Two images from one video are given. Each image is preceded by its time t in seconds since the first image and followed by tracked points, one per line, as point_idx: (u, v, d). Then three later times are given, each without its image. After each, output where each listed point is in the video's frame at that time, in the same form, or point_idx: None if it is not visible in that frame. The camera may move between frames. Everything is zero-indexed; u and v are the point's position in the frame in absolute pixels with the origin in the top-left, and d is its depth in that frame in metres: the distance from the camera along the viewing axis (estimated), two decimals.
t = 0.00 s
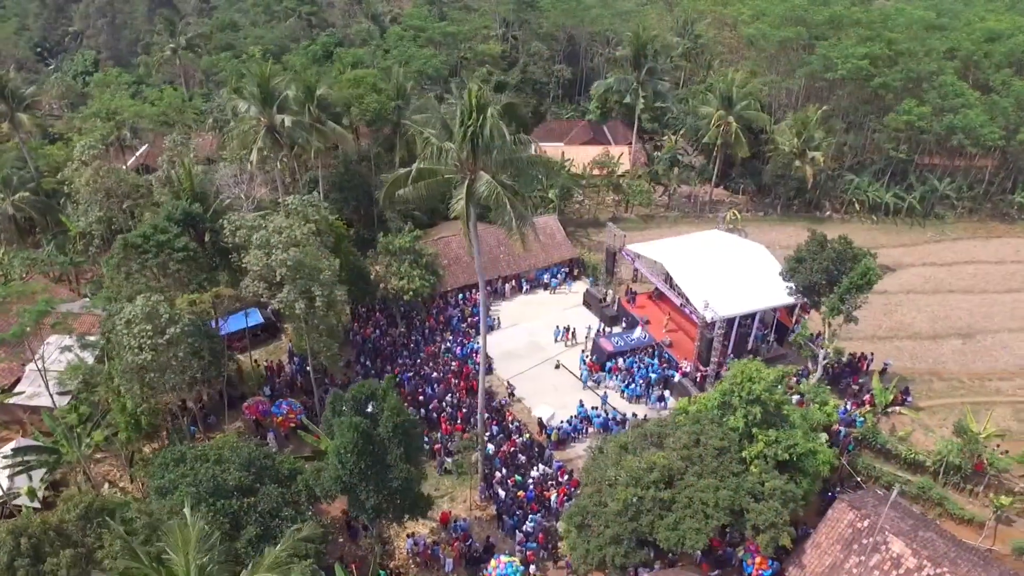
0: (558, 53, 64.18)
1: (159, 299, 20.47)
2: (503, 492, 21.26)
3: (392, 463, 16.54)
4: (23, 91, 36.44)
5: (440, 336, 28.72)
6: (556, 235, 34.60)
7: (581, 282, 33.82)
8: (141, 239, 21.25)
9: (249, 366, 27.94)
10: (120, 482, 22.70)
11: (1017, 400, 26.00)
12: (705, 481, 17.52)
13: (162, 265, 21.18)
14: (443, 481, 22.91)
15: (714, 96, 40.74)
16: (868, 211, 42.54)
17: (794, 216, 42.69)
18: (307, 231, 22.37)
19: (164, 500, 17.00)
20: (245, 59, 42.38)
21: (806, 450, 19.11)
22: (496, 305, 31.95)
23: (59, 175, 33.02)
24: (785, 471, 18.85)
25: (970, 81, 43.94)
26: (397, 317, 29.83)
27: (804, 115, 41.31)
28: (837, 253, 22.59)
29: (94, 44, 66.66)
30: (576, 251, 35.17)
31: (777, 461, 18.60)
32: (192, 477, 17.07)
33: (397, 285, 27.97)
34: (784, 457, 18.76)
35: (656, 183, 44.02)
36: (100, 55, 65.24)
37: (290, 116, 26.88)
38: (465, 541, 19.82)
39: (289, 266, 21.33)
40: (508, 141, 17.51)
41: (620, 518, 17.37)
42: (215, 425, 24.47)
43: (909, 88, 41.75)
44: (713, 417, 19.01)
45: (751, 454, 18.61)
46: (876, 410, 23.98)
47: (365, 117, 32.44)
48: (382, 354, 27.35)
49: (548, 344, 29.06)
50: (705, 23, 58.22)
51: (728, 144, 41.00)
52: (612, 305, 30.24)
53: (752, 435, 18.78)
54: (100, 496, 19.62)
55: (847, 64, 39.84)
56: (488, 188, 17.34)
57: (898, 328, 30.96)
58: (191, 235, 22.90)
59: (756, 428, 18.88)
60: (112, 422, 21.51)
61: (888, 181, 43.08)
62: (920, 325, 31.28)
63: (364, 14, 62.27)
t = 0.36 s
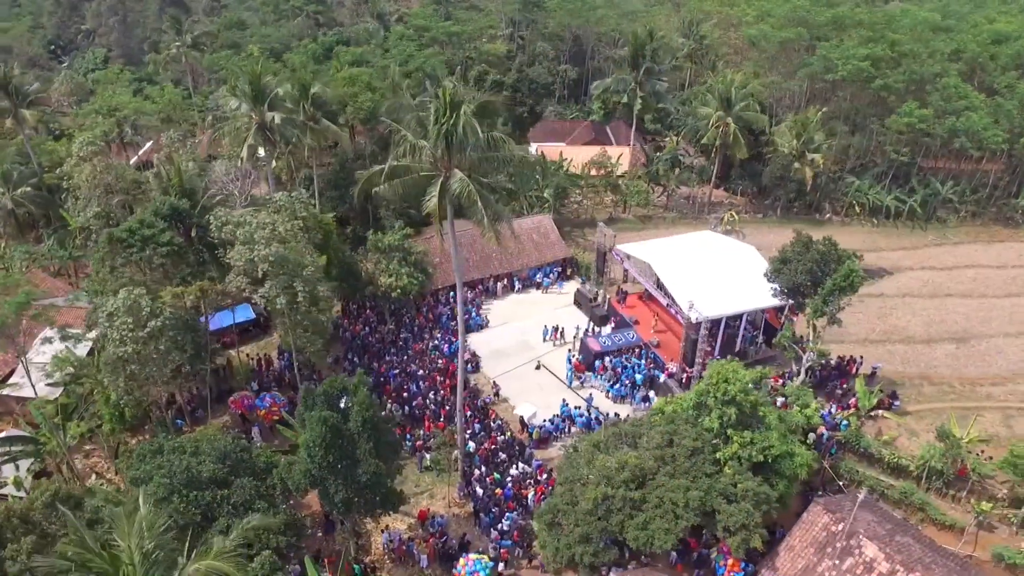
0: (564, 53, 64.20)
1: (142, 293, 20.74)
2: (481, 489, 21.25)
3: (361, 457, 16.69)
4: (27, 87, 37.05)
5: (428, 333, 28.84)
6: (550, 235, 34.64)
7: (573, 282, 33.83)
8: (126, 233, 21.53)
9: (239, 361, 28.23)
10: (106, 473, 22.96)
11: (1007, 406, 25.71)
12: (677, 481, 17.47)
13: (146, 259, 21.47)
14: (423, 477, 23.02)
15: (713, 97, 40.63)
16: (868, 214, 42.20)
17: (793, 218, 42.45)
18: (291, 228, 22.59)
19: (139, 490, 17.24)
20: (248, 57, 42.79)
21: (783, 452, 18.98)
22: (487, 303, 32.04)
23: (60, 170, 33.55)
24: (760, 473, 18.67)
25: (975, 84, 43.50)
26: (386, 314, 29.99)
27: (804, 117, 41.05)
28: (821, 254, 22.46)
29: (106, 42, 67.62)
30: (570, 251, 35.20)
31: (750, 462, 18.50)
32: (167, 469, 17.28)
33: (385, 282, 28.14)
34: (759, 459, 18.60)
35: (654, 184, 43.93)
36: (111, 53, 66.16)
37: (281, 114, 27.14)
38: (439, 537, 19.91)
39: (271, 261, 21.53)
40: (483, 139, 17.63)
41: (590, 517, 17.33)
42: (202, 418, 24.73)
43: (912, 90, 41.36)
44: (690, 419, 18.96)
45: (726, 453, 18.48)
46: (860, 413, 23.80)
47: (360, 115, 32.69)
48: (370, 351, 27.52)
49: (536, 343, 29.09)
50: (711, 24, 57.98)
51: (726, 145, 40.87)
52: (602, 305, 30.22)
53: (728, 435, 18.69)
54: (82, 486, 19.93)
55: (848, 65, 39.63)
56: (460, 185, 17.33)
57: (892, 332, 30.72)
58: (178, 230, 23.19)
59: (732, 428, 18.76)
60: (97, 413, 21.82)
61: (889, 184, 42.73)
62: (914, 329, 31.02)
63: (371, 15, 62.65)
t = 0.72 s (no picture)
0: (569, 54, 64.13)
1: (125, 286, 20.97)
2: (458, 487, 21.28)
3: (329, 452, 16.80)
4: (31, 84, 37.58)
5: (416, 331, 28.93)
6: (543, 235, 34.62)
7: (565, 282, 33.83)
8: (111, 228, 21.79)
9: (228, 356, 28.48)
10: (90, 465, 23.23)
11: (995, 412, 25.43)
12: (646, 481, 17.39)
13: (130, 253, 21.71)
14: (403, 474, 23.10)
15: (711, 98, 40.46)
16: (868, 218, 41.85)
17: (792, 220, 42.21)
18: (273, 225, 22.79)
19: (114, 481, 17.45)
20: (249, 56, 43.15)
21: (756, 454, 18.88)
22: (478, 302, 32.09)
23: (59, 165, 33.96)
24: (733, 474, 18.56)
25: (979, 87, 43.00)
26: (376, 311, 30.11)
27: (803, 119, 40.73)
28: (804, 256, 22.25)
29: (118, 40, 68.42)
30: (562, 251, 35.19)
31: (724, 464, 18.38)
32: (140, 460, 17.48)
33: (373, 279, 28.30)
34: (732, 461, 18.47)
35: (653, 185, 43.81)
36: (122, 50, 66.91)
37: (271, 111, 27.34)
38: (412, 533, 20.01)
39: (252, 257, 21.73)
40: (457, 137, 17.67)
41: (558, 516, 17.29)
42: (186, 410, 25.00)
43: (913, 93, 41.04)
44: (663, 419, 18.89)
45: (699, 454, 18.38)
46: (843, 417, 23.63)
47: (353, 113, 32.88)
48: (357, 348, 27.69)
49: (523, 342, 29.12)
50: (715, 25, 57.67)
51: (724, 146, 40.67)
52: (591, 304, 30.16)
53: (700, 436, 18.59)
54: (63, 476, 20.19)
55: (847, 67, 39.39)
56: (430, 183, 17.56)
57: (884, 336, 30.49)
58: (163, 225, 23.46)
59: (705, 430, 18.66)
60: (82, 404, 22.11)
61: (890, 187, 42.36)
62: (906, 334, 30.76)
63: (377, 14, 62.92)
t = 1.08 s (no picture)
0: (573, 54, 64.03)
1: (107, 280, 21.15)
2: (434, 484, 21.35)
3: (298, 446, 17.02)
4: (33, 81, 38.06)
5: (403, 329, 29.04)
6: (534, 235, 34.62)
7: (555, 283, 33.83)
8: (95, 223, 22.03)
9: (217, 351, 28.73)
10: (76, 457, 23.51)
11: (983, 417, 25.16)
12: (614, 482, 17.36)
13: (114, 248, 21.88)
14: (382, 470, 23.25)
15: (709, 99, 40.29)
16: (866, 221, 41.55)
17: (789, 223, 41.98)
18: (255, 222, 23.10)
19: (88, 473, 17.66)
20: (249, 55, 43.45)
21: (728, 456, 18.79)
22: (468, 301, 32.17)
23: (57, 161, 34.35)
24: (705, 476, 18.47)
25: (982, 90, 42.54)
26: (365, 309, 30.28)
27: (801, 120, 40.50)
28: (785, 258, 22.06)
29: (128, 38, 69.07)
30: (554, 251, 35.19)
31: (695, 466, 18.30)
32: (114, 452, 17.66)
33: (361, 277, 28.47)
34: (703, 462, 18.39)
35: (650, 186, 43.67)
36: (131, 49, 67.53)
37: (261, 109, 27.54)
38: (386, 529, 20.20)
39: (234, 252, 22.01)
40: (429, 135, 17.74)
41: (525, 515, 17.32)
42: (172, 405, 25.15)
43: (913, 95, 40.69)
44: (635, 420, 18.84)
45: (670, 455, 18.32)
46: (825, 420, 23.49)
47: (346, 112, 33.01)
48: (343, 345, 27.86)
49: (510, 341, 29.17)
50: (719, 26, 57.44)
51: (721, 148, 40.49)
52: (579, 304, 30.13)
53: (672, 437, 18.51)
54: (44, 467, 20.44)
55: (846, 69, 39.12)
56: (401, 180, 17.68)
57: (874, 340, 30.27)
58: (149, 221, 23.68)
59: (677, 430, 18.57)
60: (66, 397, 22.43)
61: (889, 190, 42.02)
62: (898, 338, 30.50)
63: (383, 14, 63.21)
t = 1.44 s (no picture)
0: (577, 55, 63.98)
1: (90, 275, 21.61)
2: (410, 481, 21.42)
3: (267, 440, 17.17)
4: (34, 77, 38.56)
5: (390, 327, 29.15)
6: (526, 234, 34.62)
7: (546, 282, 33.85)
8: (80, 218, 22.31)
9: (206, 347, 29.00)
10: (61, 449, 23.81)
11: (969, 423, 24.87)
12: (581, 481, 17.35)
13: (98, 243, 22.30)
14: (362, 466, 23.41)
15: (705, 100, 40.10)
16: (865, 224, 41.20)
17: (786, 225, 41.74)
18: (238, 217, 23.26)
19: (62, 463, 17.88)
20: (248, 54, 43.77)
21: (700, 458, 18.72)
22: (457, 300, 32.26)
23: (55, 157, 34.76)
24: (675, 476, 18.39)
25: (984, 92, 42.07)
26: (353, 306, 30.44)
27: (799, 122, 40.25)
28: (765, 258, 21.90)
29: (137, 37, 69.71)
30: (546, 251, 35.21)
31: (665, 466, 18.22)
32: (88, 443, 17.90)
33: (348, 275, 28.63)
34: (674, 463, 18.29)
35: (647, 187, 43.54)
36: (140, 47, 68.26)
37: (250, 107, 27.78)
38: (361, 525, 20.39)
39: (214, 248, 22.26)
40: (400, 133, 17.82)
41: (494, 511, 17.37)
42: (156, 399, 25.26)
43: (914, 97, 40.32)
44: (605, 420, 18.82)
45: (640, 456, 18.25)
46: (805, 423, 23.33)
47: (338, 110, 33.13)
48: (330, 342, 28.05)
49: (496, 340, 29.23)
50: (724, 27, 57.17)
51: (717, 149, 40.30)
52: (567, 304, 30.13)
53: (642, 437, 18.46)
54: (25, 458, 20.74)
55: (843, 70, 38.82)
56: (372, 177, 17.81)
57: (865, 343, 30.04)
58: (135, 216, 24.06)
59: (647, 431, 18.51)
60: (50, 388, 22.70)
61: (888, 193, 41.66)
62: (889, 341, 30.25)
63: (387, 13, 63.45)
